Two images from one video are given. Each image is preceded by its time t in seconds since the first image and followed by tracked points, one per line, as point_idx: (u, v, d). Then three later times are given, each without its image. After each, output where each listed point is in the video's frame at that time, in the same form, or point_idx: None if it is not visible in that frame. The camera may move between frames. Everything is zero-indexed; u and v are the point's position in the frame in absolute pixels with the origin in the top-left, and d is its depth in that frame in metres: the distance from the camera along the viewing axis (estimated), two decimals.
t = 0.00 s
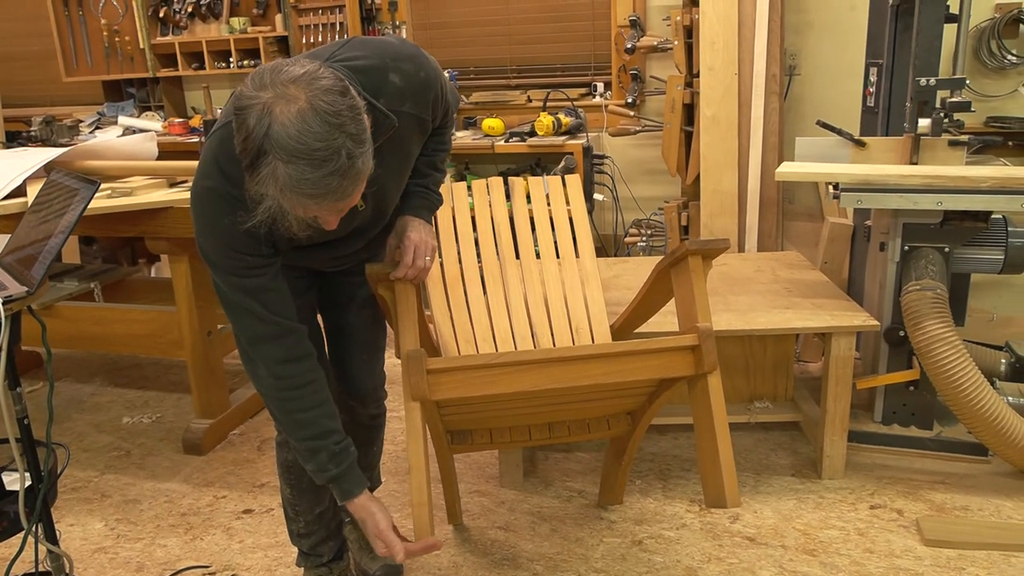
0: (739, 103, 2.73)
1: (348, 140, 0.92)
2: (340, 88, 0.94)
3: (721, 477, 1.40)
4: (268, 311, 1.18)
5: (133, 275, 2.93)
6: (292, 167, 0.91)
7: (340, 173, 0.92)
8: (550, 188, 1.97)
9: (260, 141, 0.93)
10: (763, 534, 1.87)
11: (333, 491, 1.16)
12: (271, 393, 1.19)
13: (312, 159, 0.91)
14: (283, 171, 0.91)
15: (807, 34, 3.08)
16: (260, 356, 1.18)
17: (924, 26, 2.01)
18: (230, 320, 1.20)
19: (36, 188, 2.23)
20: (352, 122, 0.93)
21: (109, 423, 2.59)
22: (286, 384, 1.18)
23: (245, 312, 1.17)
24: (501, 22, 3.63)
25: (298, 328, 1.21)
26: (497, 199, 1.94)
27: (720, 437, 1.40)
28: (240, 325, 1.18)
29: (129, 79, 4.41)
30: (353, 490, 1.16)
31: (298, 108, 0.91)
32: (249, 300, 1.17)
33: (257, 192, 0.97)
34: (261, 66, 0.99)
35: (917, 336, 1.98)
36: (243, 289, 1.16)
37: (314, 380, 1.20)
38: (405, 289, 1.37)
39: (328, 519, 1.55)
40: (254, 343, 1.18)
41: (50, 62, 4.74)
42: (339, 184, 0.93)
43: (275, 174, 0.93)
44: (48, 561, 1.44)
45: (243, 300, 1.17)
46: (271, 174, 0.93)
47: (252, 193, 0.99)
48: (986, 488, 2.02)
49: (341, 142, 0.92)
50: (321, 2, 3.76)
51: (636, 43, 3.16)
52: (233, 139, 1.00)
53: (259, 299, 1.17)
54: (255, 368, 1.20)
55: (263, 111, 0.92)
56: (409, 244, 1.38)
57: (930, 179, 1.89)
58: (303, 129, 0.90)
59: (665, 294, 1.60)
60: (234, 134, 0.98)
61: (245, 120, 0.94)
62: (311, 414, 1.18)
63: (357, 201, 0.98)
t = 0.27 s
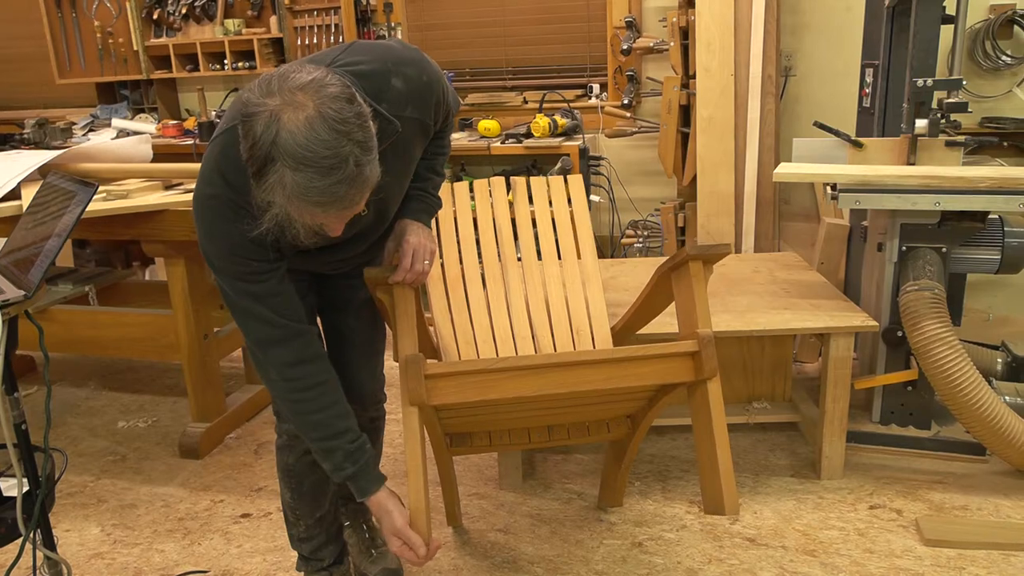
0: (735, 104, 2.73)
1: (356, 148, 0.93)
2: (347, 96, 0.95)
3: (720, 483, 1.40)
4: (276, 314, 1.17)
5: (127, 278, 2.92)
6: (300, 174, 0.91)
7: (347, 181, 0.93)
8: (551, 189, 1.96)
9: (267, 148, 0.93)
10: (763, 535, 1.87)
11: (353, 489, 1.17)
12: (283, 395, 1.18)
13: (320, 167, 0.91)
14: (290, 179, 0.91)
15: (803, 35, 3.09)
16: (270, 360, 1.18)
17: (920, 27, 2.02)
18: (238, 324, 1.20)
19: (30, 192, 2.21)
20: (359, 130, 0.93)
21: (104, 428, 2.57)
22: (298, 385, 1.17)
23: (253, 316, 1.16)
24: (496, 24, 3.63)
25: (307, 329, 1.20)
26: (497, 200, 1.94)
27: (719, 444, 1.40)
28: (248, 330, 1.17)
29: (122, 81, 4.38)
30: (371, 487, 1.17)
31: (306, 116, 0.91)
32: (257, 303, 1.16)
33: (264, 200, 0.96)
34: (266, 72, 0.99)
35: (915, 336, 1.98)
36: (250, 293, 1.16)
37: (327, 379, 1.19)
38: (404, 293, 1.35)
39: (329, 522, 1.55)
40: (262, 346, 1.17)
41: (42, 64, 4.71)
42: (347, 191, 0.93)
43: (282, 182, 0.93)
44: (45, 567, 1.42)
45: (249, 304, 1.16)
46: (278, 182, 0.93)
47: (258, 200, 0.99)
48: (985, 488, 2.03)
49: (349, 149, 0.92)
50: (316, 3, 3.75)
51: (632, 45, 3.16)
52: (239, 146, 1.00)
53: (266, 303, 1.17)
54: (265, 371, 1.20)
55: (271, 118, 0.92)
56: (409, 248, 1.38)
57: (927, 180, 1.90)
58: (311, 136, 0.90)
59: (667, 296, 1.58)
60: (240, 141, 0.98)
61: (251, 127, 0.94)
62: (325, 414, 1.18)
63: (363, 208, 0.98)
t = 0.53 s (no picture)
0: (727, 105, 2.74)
1: (358, 150, 0.92)
2: (349, 98, 0.94)
3: (720, 482, 1.39)
4: (269, 319, 1.16)
5: (117, 282, 2.89)
6: (303, 177, 0.90)
7: (350, 183, 0.92)
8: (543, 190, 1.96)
9: (269, 151, 0.92)
10: (759, 535, 1.87)
11: (340, 497, 1.15)
12: (275, 400, 1.17)
13: (322, 169, 0.90)
14: (293, 180, 0.91)
15: (793, 35, 3.10)
16: (262, 364, 1.17)
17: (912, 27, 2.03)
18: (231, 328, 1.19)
19: (18, 195, 2.19)
20: (362, 133, 0.93)
21: (94, 434, 2.55)
22: (290, 390, 1.17)
23: (246, 320, 1.16)
24: (486, 25, 3.63)
25: (300, 334, 1.19)
26: (489, 202, 1.93)
27: (719, 442, 1.39)
28: (241, 334, 1.17)
29: (109, 84, 4.35)
30: (358, 496, 1.15)
31: (309, 118, 0.91)
32: (250, 307, 1.15)
33: (265, 203, 0.96)
34: (267, 74, 0.98)
35: (908, 335, 1.99)
36: (243, 297, 1.15)
37: (319, 385, 1.18)
38: (402, 296, 1.35)
39: (326, 527, 1.54)
40: (253, 350, 1.17)
41: (27, 66, 4.66)
42: (350, 194, 0.93)
43: (284, 184, 0.92)
44: None
45: (244, 308, 1.15)
46: (280, 184, 0.92)
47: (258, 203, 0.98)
48: (978, 485, 2.04)
49: (352, 152, 0.92)
50: (305, 5, 3.73)
51: (623, 45, 3.16)
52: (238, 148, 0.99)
53: (259, 307, 1.16)
54: (258, 375, 1.19)
55: (273, 120, 0.91)
56: (406, 250, 1.37)
57: (920, 179, 1.91)
58: (314, 139, 0.90)
59: (662, 295, 1.59)
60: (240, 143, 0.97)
61: (252, 129, 0.93)
62: (316, 419, 1.17)
63: (364, 210, 0.98)
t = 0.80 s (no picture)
0: (714, 106, 2.75)
1: (352, 150, 0.91)
2: (343, 97, 0.93)
3: (716, 482, 1.39)
4: (265, 318, 1.16)
5: (101, 284, 2.86)
6: (295, 175, 0.89)
7: (343, 183, 0.91)
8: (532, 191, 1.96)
9: (262, 149, 0.91)
10: (750, 535, 1.88)
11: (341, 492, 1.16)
12: (273, 399, 1.17)
13: (315, 168, 0.89)
14: (284, 179, 0.90)
15: (780, 37, 3.12)
16: (260, 364, 1.16)
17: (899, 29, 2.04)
18: (227, 328, 1.18)
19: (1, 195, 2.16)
20: (356, 132, 0.92)
21: (79, 436, 2.52)
22: (289, 390, 1.16)
23: (242, 320, 1.15)
24: (474, 25, 3.62)
25: (296, 333, 1.18)
26: (477, 202, 1.93)
27: (714, 442, 1.39)
28: (237, 334, 1.16)
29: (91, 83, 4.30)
30: (357, 489, 1.15)
31: (303, 116, 0.90)
32: (246, 307, 1.14)
33: (256, 201, 0.94)
34: (260, 71, 0.97)
35: (896, 335, 2.00)
36: (237, 297, 1.14)
37: (317, 383, 1.18)
38: (396, 296, 1.34)
39: (317, 531, 1.53)
40: (251, 350, 1.16)
41: (7, 65, 4.60)
42: (342, 194, 0.92)
43: (276, 183, 0.91)
44: None
45: (239, 308, 1.14)
46: (272, 183, 0.91)
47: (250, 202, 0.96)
48: (964, 484, 2.06)
49: (345, 151, 0.91)
50: (292, 4, 3.71)
51: (611, 46, 3.17)
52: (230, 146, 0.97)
53: (255, 306, 1.15)
54: (255, 375, 1.18)
55: (266, 118, 0.90)
56: (400, 250, 1.36)
57: (907, 180, 1.92)
58: (308, 137, 0.89)
59: (655, 296, 1.59)
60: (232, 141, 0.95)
61: (244, 127, 0.92)
62: (316, 417, 1.16)
63: (356, 211, 0.97)
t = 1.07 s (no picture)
0: (703, 107, 2.76)
1: (348, 147, 0.90)
2: (339, 95, 0.93)
3: (710, 480, 1.39)
4: (259, 319, 1.15)
5: (86, 285, 2.83)
6: (291, 173, 0.88)
7: (339, 180, 0.90)
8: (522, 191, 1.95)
9: (257, 146, 0.90)
10: (742, 534, 1.88)
11: (334, 497, 1.14)
12: (266, 401, 1.16)
13: (311, 165, 0.88)
14: (280, 177, 0.89)
15: (767, 38, 3.13)
16: (253, 365, 1.15)
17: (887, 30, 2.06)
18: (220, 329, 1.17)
19: None
20: (352, 130, 0.91)
21: (64, 440, 2.49)
22: (283, 391, 1.15)
23: (235, 320, 1.14)
24: (462, 25, 3.62)
25: (290, 334, 1.17)
26: (468, 204, 1.92)
27: (709, 441, 1.39)
28: (230, 334, 1.15)
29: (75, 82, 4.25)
30: (352, 495, 1.14)
31: (299, 113, 0.89)
32: (239, 308, 1.13)
33: (251, 200, 0.93)
34: (256, 68, 0.96)
35: (884, 334, 2.02)
36: (230, 297, 1.13)
37: (311, 385, 1.17)
38: (391, 295, 1.33)
39: (310, 533, 1.53)
40: (245, 352, 1.15)
41: None
42: (338, 192, 0.91)
43: (271, 181, 0.90)
44: None
45: (232, 308, 1.13)
46: (267, 180, 0.90)
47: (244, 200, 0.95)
48: (953, 482, 2.07)
49: (342, 149, 0.90)
50: (279, 3, 3.69)
51: (600, 47, 3.17)
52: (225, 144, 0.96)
53: (249, 307, 1.14)
54: (248, 376, 1.17)
55: (262, 115, 0.89)
56: (396, 250, 1.36)
57: (896, 180, 1.94)
58: (304, 135, 0.88)
59: (647, 295, 1.59)
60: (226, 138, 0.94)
61: (240, 124, 0.91)
62: (309, 420, 1.15)
63: (352, 209, 0.96)
